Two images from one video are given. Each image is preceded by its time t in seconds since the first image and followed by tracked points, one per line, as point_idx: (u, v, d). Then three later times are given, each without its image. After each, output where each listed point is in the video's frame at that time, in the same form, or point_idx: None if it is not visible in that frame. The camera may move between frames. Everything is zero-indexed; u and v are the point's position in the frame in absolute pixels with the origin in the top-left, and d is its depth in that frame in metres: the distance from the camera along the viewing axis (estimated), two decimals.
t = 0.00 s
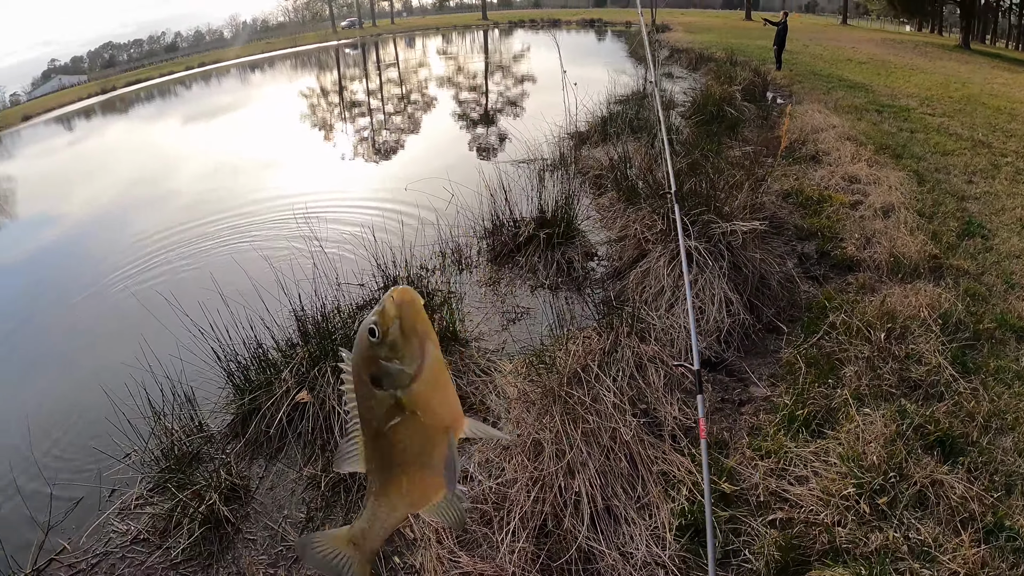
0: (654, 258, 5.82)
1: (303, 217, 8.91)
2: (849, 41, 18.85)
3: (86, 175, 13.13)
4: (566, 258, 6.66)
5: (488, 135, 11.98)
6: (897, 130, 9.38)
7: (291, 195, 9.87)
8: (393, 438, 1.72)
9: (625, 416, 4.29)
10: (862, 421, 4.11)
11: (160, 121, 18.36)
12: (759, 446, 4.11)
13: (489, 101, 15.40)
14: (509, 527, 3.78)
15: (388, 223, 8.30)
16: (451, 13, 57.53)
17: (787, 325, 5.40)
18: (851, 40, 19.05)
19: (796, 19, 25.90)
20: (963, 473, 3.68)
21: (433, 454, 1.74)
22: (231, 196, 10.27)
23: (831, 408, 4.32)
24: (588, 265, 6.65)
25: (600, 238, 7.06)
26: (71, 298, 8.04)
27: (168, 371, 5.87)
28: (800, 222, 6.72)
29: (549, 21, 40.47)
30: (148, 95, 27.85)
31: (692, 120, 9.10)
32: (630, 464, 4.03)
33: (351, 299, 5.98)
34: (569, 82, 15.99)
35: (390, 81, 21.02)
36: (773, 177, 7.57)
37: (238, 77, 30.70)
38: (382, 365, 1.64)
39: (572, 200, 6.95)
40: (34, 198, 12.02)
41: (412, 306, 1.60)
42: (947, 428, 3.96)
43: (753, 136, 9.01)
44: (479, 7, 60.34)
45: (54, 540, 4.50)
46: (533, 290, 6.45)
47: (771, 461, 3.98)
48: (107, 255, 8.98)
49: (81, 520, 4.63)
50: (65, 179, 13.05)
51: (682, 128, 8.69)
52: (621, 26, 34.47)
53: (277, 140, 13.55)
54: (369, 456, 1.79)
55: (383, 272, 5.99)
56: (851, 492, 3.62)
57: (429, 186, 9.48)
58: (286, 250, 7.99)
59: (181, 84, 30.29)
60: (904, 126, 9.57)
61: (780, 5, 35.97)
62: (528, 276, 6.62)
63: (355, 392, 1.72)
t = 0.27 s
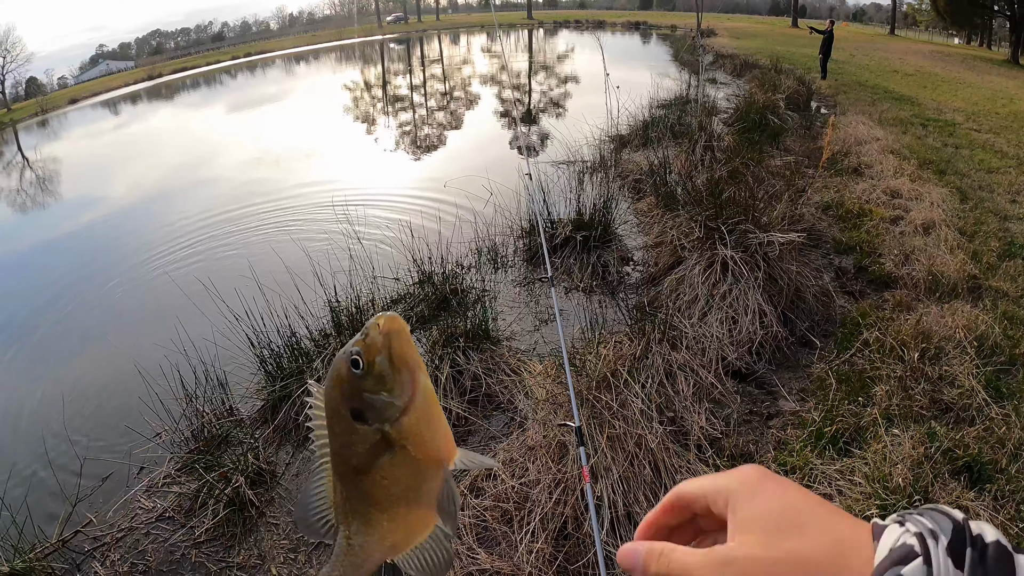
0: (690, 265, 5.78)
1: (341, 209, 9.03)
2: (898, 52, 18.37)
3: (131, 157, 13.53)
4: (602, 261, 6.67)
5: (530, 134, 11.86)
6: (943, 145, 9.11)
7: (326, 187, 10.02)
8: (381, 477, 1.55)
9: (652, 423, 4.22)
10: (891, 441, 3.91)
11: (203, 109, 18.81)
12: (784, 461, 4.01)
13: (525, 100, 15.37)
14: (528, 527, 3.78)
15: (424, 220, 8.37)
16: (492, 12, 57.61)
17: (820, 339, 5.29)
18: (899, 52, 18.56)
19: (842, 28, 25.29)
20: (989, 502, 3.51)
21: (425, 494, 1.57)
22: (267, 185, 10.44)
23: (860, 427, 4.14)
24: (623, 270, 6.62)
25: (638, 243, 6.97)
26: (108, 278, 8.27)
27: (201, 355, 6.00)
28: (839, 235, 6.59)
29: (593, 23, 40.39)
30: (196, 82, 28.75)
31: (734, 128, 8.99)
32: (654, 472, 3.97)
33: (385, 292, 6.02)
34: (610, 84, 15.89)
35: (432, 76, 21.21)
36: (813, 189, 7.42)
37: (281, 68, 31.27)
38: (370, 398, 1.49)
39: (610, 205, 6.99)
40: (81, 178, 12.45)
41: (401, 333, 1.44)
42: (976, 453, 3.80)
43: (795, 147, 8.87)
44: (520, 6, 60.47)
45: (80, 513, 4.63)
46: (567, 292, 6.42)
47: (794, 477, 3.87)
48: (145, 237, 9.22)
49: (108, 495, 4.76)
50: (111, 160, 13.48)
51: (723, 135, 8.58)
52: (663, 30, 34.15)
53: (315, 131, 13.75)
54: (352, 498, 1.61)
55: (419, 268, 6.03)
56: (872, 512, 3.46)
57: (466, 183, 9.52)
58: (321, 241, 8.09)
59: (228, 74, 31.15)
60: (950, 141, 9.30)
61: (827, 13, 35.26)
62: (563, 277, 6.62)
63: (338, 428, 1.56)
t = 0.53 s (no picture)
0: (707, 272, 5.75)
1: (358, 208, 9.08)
2: (923, 62, 18.15)
3: (153, 149, 13.71)
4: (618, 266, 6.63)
5: (549, 138, 11.91)
6: (966, 157, 8.98)
7: (343, 185, 10.08)
8: (458, 453, 1.93)
9: (662, 430, 4.18)
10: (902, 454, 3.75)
11: (224, 105, 19.00)
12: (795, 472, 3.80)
13: (543, 103, 15.35)
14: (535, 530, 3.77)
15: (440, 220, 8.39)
16: (512, 14, 57.64)
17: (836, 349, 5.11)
18: (922, 62, 18.33)
19: (865, 36, 25.00)
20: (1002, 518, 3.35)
21: (501, 462, 1.95)
22: (283, 182, 10.51)
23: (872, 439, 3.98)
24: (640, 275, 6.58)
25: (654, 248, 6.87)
26: (125, 268, 8.37)
27: (216, 348, 6.05)
28: (858, 245, 6.50)
29: (615, 26, 40.35)
30: (220, 78, 29.14)
31: (755, 135, 8.91)
32: (663, 479, 3.93)
33: (400, 291, 6.03)
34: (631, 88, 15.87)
35: (454, 77, 21.30)
36: (832, 198, 7.34)
37: (301, 65, 31.53)
38: (442, 383, 1.90)
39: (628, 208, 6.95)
40: (103, 169, 12.64)
41: (465, 322, 1.90)
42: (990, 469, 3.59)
43: (816, 156, 8.79)
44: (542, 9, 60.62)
45: (90, 501, 4.67)
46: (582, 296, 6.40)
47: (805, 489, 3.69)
48: (162, 230, 9.32)
49: (120, 483, 4.81)
50: (134, 153, 13.67)
51: (743, 141, 8.51)
52: (684, 35, 33.99)
53: (334, 129, 13.86)
54: (435, 476, 1.98)
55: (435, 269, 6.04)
56: (883, 529, 3.33)
57: (483, 185, 9.50)
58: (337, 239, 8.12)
59: (251, 70, 31.52)
60: (972, 153, 9.16)
61: (851, 21, 34.94)
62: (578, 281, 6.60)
63: (416, 417, 1.96)
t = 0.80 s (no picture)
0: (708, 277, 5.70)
1: (360, 209, 9.08)
2: (928, 67, 18.11)
3: (156, 148, 13.74)
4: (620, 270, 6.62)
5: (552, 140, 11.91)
6: (969, 163, 8.97)
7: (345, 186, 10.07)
8: (501, 409, 2.02)
9: (662, 435, 4.17)
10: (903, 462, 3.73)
11: (228, 104, 19.03)
12: (794, 478, 3.80)
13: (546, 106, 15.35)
14: (533, 534, 3.74)
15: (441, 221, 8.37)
16: (517, 16, 57.68)
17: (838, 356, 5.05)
18: (927, 66, 18.28)
19: (869, 41, 24.98)
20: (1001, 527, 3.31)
21: (541, 415, 2.05)
22: (286, 182, 10.51)
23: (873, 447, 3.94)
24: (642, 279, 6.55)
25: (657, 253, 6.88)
26: (127, 266, 8.38)
27: (216, 348, 6.05)
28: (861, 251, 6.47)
29: (620, 29, 40.34)
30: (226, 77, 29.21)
31: (759, 140, 8.90)
32: (662, 484, 3.92)
33: (401, 292, 6.02)
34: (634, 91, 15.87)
35: (458, 79, 21.32)
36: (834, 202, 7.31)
37: (306, 66, 31.58)
38: (487, 343, 1.98)
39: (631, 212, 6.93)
40: (107, 168, 12.66)
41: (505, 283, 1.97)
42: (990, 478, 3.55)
43: (819, 160, 8.77)
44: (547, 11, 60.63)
45: (89, 499, 4.67)
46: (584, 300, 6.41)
47: (804, 495, 3.67)
48: (165, 228, 9.33)
49: (119, 482, 4.81)
50: (137, 152, 13.70)
51: (747, 146, 8.49)
52: (689, 38, 33.99)
53: (338, 130, 13.87)
54: (478, 433, 2.07)
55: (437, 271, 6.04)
56: (882, 536, 3.31)
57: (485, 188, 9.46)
58: (339, 240, 8.12)
59: (257, 69, 31.57)
60: (977, 159, 9.14)
61: (856, 25, 34.89)
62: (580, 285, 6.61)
63: (458, 376, 2.03)
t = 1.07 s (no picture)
0: (709, 281, 5.66)
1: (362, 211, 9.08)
2: (931, 71, 18.09)
3: (159, 149, 13.74)
4: (621, 274, 6.61)
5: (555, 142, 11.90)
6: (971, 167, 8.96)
7: (347, 187, 10.08)
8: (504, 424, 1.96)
9: (662, 439, 4.16)
10: (902, 468, 3.71)
11: (231, 105, 19.07)
12: (794, 483, 3.79)
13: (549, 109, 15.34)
14: (531, 538, 3.74)
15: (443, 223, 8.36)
16: (521, 18, 57.74)
17: (839, 360, 5.01)
18: (931, 71, 18.28)
19: (872, 45, 24.99)
20: (1001, 534, 3.30)
21: (544, 432, 1.98)
22: (288, 182, 10.52)
23: (873, 452, 3.93)
24: (643, 282, 6.52)
25: (658, 256, 6.87)
26: (129, 266, 8.39)
27: (217, 349, 6.05)
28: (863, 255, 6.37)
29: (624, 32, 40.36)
30: (229, 78, 29.23)
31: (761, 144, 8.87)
32: (661, 489, 3.91)
33: (402, 295, 6.03)
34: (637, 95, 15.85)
35: (461, 81, 21.32)
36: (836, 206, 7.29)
37: (310, 67, 31.64)
38: (493, 357, 1.92)
39: (632, 215, 6.91)
40: (109, 168, 12.67)
41: (512, 298, 1.91)
42: (990, 485, 3.54)
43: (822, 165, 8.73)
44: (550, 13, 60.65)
45: (88, 498, 4.67)
46: (584, 303, 6.41)
47: (804, 500, 3.66)
48: (166, 228, 9.35)
49: (118, 482, 4.81)
50: (139, 152, 13.70)
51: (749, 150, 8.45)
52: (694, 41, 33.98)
53: (340, 131, 13.87)
54: (477, 452, 1.99)
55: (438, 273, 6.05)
56: (882, 542, 3.30)
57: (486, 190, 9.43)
58: (340, 241, 8.13)
59: (261, 70, 31.59)
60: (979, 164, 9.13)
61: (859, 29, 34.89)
62: (581, 288, 6.60)
63: (458, 390, 1.97)
